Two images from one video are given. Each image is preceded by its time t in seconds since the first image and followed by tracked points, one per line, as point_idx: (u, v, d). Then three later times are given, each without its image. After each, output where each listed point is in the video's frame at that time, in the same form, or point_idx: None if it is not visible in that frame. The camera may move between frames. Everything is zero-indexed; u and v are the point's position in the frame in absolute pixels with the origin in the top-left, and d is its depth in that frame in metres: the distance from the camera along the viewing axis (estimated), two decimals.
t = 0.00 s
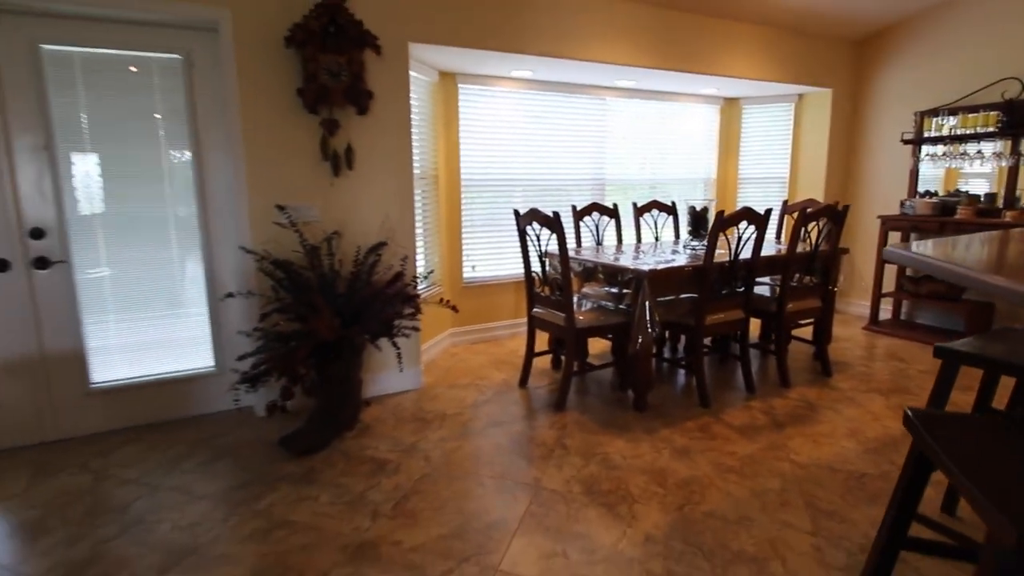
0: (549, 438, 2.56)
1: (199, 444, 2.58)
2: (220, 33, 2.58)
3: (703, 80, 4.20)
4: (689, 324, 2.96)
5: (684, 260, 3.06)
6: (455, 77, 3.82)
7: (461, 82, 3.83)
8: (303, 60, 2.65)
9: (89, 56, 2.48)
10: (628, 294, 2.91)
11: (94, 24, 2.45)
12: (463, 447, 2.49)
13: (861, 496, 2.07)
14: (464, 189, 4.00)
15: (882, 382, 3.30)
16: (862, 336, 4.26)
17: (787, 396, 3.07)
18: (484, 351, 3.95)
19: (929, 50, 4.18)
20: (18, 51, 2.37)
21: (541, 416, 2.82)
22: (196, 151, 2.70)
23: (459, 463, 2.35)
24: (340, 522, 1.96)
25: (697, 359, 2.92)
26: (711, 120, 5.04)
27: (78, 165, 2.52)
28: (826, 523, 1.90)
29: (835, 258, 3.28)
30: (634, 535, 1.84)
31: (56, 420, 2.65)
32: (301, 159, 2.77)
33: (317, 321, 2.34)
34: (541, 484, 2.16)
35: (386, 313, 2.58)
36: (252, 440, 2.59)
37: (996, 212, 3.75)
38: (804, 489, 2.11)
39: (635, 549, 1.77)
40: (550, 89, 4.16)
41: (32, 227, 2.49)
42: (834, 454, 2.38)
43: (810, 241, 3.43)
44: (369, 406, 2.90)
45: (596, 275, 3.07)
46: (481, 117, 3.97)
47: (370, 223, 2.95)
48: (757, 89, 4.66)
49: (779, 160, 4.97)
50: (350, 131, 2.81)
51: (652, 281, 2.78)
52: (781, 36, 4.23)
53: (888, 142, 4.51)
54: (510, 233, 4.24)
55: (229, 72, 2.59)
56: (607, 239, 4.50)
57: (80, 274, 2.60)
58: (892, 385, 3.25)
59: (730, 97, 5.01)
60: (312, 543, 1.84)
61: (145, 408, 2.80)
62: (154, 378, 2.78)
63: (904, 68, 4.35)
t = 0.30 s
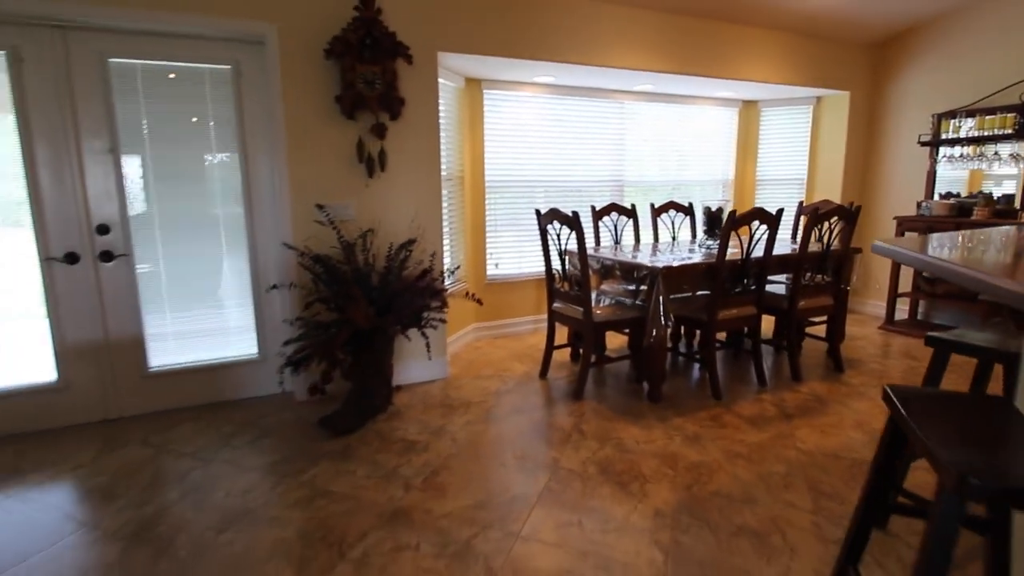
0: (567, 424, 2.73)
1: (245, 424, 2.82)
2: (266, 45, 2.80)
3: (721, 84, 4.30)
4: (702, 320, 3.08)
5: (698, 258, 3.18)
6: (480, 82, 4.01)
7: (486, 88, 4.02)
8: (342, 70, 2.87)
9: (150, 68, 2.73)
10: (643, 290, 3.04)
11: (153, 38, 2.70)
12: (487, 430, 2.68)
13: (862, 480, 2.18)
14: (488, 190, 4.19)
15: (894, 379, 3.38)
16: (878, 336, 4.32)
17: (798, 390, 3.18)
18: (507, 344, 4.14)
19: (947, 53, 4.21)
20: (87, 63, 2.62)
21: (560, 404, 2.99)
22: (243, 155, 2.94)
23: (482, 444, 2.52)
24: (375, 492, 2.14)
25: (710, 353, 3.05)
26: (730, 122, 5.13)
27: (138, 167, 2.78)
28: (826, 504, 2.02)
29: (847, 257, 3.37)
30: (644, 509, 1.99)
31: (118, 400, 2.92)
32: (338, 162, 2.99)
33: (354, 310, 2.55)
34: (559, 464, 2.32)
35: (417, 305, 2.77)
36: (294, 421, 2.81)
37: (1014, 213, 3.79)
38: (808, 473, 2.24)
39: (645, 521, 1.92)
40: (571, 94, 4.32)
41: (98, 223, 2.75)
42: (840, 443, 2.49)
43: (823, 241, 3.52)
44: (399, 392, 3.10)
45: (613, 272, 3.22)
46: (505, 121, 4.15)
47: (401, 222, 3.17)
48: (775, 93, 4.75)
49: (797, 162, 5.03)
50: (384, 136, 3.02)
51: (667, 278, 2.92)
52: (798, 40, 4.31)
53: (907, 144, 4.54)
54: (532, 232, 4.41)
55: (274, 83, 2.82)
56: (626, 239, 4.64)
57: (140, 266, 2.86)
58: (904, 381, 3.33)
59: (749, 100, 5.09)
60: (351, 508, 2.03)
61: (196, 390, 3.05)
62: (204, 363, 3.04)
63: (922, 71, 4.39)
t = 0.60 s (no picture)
0: (580, 412, 2.89)
1: (278, 408, 3.03)
2: (299, 54, 3.00)
3: (732, 89, 4.41)
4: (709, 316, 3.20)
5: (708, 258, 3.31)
6: (499, 88, 4.19)
7: (504, 93, 4.20)
8: (370, 78, 3.06)
9: (191, 75, 2.94)
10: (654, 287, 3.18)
11: (194, 47, 2.91)
12: (504, 416, 2.85)
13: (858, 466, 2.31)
14: (506, 191, 4.36)
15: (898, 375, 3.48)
16: (887, 335, 4.41)
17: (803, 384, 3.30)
18: (522, 339, 4.31)
19: (955, 58, 4.27)
20: (133, 71, 2.83)
21: (573, 394, 3.15)
22: (277, 157, 3.14)
23: (500, 429, 2.70)
24: (401, 468, 2.33)
25: (718, 347, 3.18)
26: (743, 126, 5.24)
27: (180, 167, 2.99)
28: (821, 485, 2.16)
29: (853, 257, 3.47)
30: (649, 487, 2.14)
31: (159, 384, 3.14)
32: (365, 163, 3.19)
33: (381, 302, 2.74)
34: (571, 447, 2.48)
35: (438, 298, 2.95)
36: (324, 406, 3.02)
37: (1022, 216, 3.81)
38: (805, 458, 2.38)
39: (649, 497, 2.08)
40: (586, 98, 4.47)
41: (143, 220, 2.97)
42: (839, 432, 2.62)
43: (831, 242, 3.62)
44: (421, 381, 3.29)
45: (626, 271, 3.37)
46: (522, 125, 4.32)
47: (423, 221, 3.37)
48: (786, 97, 4.85)
49: (809, 164, 5.12)
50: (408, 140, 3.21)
51: (676, 276, 3.05)
52: (809, 46, 4.40)
53: (916, 147, 4.61)
54: (548, 232, 4.58)
55: (305, 88, 3.03)
56: (639, 239, 4.79)
57: (181, 260, 3.07)
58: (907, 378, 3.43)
59: (761, 104, 5.20)
60: (379, 482, 2.22)
61: (232, 376, 3.27)
62: (239, 351, 3.26)
63: (931, 75, 4.46)
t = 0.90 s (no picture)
0: (588, 403, 3.02)
1: (304, 394, 3.22)
2: (328, 62, 3.20)
3: (744, 93, 4.51)
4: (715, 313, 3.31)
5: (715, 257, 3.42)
6: (515, 93, 4.34)
7: (521, 97, 4.35)
8: (393, 85, 3.24)
9: (230, 83, 3.15)
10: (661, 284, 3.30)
11: (234, 58, 3.12)
12: (515, 405, 3.00)
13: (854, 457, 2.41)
14: (521, 191, 4.51)
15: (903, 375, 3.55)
16: (896, 336, 4.46)
17: (808, 381, 3.39)
18: (535, 335, 4.45)
19: (968, 63, 4.29)
20: (180, 80, 3.05)
21: (582, 387, 3.29)
22: (307, 160, 3.34)
23: (511, 416, 2.85)
24: (418, 449, 2.49)
25: (723, 344, 3.28)
26: (755, 129, 5.32)
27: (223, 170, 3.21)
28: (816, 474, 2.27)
29: (859, 259, 3.55)
30: (651, 471, 2.27)
31: (195, 371, 3.36)
32: (388, 165, 3.37)
33: (401, 295, 2.91)
34: (578, 434, 2.62)
35: (454, 293, 3.11)
36: (345, 393, 3.20)
37: None
38: (803, 449, 2.48)
39: (650, 480, 2.20)
40: (600, 102, 4.61)
41: (185, 217, 3.19)
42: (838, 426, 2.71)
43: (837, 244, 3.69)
44: (437, 372, 3.46)
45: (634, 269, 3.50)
46: (538, 128, 4.48)
47: (441, 220, 3.54)
48: (799, 101, 4.92)
49: (821, 167, 5.18)
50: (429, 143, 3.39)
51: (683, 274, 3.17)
52: (821, 52, 4.47)
53: (928, 151, 4.65)
54: (563, 232, 4.72)
55: (334, 94, 3.22)
56: (650, 239, 4.90)
57: (218, 255, 3.29)
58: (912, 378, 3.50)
59: (774, 108, 5.27)
60: (398, 461, 2.38)
61: (260, 363, 3.48)
62: (269, 340, 3.46)
63: (944, 80, 4.48)
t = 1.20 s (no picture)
0: (591, 395, 3.17)
1: (323, 383, 3.41)
2: (348, 71, 3.39)
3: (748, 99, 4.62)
4: (715, 311, 3.44)
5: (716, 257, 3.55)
6: (526, 98, 4.51)
7: (531, 103, 4.52)
8: (409, 92, 3.43)
9: (256, 91, 3.36)
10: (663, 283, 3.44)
11: (260, 66, 3.33)
12: (522, 396, 3.16)
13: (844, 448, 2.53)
14: (530, 193, 4.68)
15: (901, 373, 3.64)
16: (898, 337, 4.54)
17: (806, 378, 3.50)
18: (544, 332, 4.61)
19: (970, 70, 4.34)
20: (209, 86, 3.26)
21: (587, 380, 3.44)
22: (327, 162, 3.53)
23: (518, 406, 3.01)
24: (430, 433, 2.66)
25: (723, 340, 3.41)
26: (761, 133, 5.43)
27: (249, 171, 3.42)
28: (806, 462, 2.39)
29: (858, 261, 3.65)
30: (648, 456, 2.41)
31: (221, 361, 3.57)
32: (403, 167, 3.55)
33: (416, 290, 3.09)
34: (582, 423, 2.77)
35: (465, 289, 3.27)
36: (362, 383, 3.38)
37: None
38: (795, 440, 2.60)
39: (647, 464, 2.35)
40: (608, 107, 4.75)
41: (213, 216, 3.40)
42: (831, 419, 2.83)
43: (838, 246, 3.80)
44: (449, 365, 3.63)
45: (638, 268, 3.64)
46: (547, 132, 4.64)
47: (454, 220, 3.72)
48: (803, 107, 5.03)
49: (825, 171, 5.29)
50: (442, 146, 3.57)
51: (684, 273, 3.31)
52: (824, 59, 4.58)
53: (931, 155, 4.70)
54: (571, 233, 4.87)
55: (353, 100, 3.42)
56: (656, 240, 5.03)
57: (243, 251, 3.50)
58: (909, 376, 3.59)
59: (780, 113, 5.38)
60: (412, 444, 2.56)
61: (282, 354, 3.68)
62: (290, 332, 3.67)
63: (947, 85, 4.54)
